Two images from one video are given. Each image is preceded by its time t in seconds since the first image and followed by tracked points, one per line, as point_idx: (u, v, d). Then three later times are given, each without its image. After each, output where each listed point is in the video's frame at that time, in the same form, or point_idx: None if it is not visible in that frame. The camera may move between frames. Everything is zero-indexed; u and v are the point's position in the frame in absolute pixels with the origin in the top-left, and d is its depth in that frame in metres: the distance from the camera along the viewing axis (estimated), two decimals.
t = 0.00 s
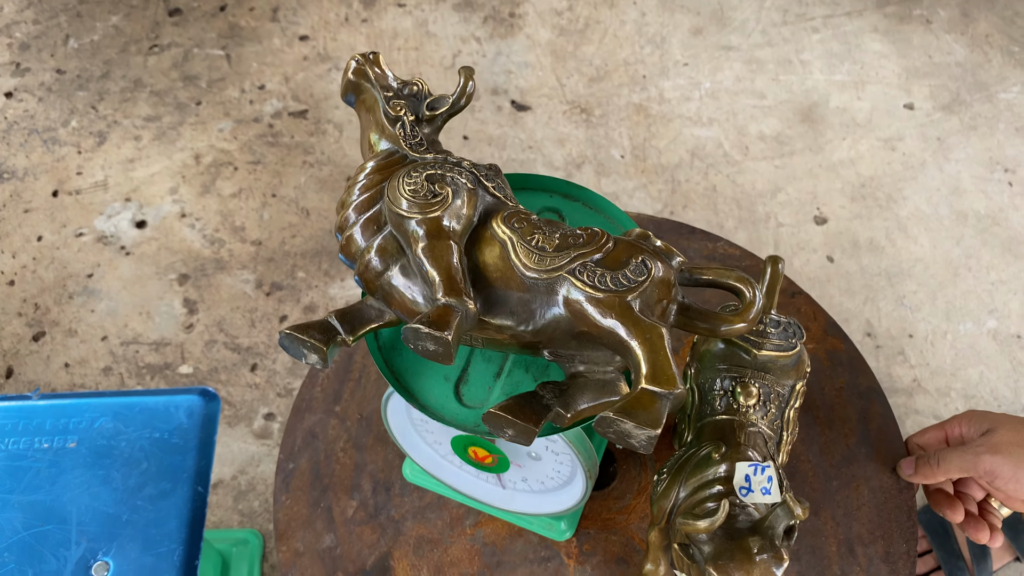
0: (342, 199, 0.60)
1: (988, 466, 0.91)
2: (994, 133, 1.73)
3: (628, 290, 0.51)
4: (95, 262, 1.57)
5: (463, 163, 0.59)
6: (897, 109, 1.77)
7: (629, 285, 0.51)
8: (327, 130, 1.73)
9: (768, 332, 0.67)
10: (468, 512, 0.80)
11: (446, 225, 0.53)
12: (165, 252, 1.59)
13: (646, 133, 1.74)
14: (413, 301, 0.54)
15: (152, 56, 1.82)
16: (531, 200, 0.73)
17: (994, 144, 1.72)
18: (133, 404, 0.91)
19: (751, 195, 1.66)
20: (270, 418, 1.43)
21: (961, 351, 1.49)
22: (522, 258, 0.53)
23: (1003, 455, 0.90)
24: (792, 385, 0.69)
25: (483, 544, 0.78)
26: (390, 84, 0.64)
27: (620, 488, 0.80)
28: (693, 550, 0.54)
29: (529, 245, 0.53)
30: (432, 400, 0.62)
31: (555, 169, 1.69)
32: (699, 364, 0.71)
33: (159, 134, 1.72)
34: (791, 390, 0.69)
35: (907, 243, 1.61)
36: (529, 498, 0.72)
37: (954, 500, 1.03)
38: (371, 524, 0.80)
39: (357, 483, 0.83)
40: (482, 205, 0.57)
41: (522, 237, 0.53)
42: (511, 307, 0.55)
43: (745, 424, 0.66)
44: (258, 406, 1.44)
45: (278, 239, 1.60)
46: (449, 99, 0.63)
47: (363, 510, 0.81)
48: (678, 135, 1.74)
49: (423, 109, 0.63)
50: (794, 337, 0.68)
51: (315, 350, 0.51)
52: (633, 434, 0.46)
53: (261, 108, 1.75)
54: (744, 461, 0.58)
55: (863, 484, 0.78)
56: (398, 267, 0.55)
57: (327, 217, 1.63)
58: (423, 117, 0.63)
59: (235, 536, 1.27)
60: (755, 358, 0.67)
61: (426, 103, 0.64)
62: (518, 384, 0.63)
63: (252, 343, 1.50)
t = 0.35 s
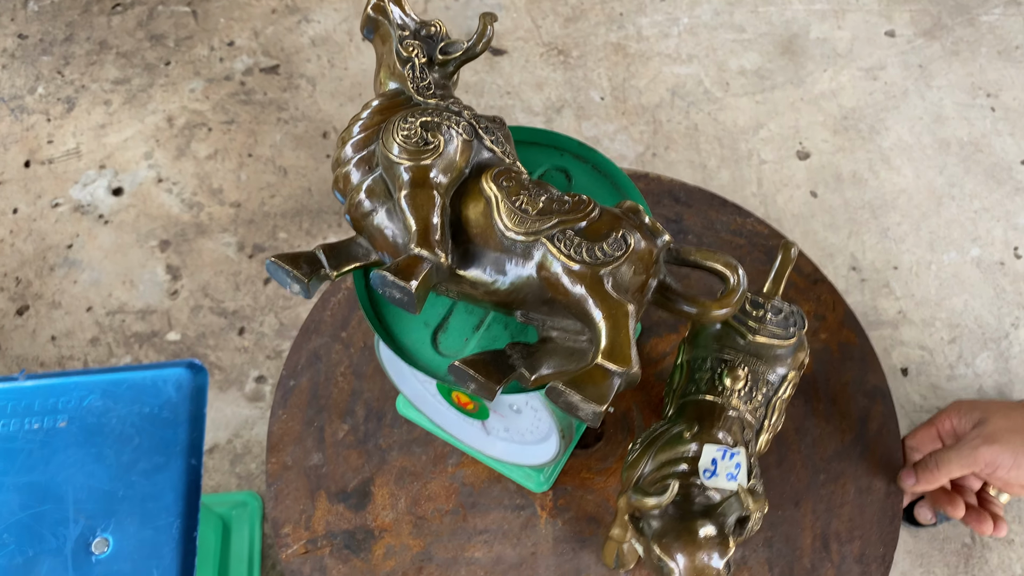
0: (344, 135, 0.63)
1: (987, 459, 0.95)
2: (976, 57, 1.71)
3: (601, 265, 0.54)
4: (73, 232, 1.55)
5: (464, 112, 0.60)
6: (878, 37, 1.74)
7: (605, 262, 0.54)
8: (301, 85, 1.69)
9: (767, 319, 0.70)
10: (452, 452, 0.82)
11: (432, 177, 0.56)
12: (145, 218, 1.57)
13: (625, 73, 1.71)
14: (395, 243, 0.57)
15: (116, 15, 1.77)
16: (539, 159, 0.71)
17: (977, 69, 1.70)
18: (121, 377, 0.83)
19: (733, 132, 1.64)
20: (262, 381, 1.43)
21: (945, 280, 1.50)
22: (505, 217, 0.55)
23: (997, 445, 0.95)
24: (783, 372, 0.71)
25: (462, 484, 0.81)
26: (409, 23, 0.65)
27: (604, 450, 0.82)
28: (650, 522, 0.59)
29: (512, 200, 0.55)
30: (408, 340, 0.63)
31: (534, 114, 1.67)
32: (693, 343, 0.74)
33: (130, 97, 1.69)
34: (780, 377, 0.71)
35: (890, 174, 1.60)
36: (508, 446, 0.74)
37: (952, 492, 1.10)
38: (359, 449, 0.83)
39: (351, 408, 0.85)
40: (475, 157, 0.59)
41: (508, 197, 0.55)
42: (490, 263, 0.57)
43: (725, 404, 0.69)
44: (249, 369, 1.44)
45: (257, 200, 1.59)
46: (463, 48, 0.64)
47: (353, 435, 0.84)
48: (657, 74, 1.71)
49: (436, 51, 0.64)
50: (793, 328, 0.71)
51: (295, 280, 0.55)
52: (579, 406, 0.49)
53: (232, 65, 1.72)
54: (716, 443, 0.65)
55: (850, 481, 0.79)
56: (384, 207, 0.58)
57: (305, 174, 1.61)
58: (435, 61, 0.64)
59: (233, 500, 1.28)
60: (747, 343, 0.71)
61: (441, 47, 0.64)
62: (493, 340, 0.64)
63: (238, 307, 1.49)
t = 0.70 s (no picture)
0: (360, 79, 0.64)
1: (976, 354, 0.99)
2: (960, 4, 1.70)
3: (580, 243, 0.56)
4: (57, 208, 1.55)
5: (476, 69, 0.61)
6: None
7: (586, 243, 0.56)
8: (280, 51, 1.67)
9: (761, 316, 0.71)
10: (443, 401, 0.83)
11: (433, 133, 0.58)
12: (129, 191, 1.56)
13: (609, 30, 1.68)
14: (390, 190, 0.59)
15: None
16: (558, 123, 0.75)
17: (961, 16, 1.69)
18: (113, 357, 0.89)
19: (717, 87, 1.63)
20: (254, 351, 1.44)
21: (930, 232, 1.51)
22: (498, 179, 0.57)
23: (988, 343, 0.98)
24: (772, 368, 0.71)
25: (447, 432, 0.82)
26: None
27: (591, 420, 0.83)
28: (608, 497, 0.64)
29: (507, 162, 0.57)
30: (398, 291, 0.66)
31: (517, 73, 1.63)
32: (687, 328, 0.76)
33: (107, 67, 1.66)
34: (768, 369, 0.71)
35: (875, 125, 1.60)
36: (493, 402, 0.76)
37: (936, 398, 1.16)
38: (356, 384, 0.85)
39: (356, 343, 0.87)
40: (479, 117, 0.60)
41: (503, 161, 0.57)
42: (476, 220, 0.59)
43: (704, 389, 0.70)
44: (240, 340, 1.45)
45: (241, 170, 1.57)
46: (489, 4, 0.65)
47: (352, 368, 0.86)
48: (641, 29, 1.67)
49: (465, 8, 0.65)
50: (788, 327, 0.71)
51: (290, 214, 0.58)
52: (535, 373, 0.53)
53: (210, 32, 1.69)
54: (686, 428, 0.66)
55: (828, 487, 0.80)
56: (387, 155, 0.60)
57: (288, 142, 1.60)
58: (461, 15, 0.65)
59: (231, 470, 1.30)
60: (738, 335, 0.71)
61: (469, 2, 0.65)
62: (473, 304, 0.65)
63: (227, 279, 1.49)
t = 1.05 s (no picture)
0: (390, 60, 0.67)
1: (894, 248, 1.02)
2: None
3: (568, 243, 0.59)
4: (51, 200, 1.55)
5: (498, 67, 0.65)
6: None
7: (574, 244, 0.59)
8: (271, 41, 1.68)
9: (752, 340, 0.72)
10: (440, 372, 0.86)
11: (445, 123, 0.62)
12: (121, 183, 1.57)
13: (598, 18, 1.69)
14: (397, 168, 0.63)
15: None
16: (580, 127, 0.80)
17: (946, 4, 1.71)
18: (112, 352, 0.90)
19: (705, 76, 1.64)
20: (249, 341, 1.46)
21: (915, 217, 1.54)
22: (500, 174, 0.60)
23: (909, 237, 1.01)
24: (755, 391, 0.72)
25: (438, 404, 0.84)
26: None
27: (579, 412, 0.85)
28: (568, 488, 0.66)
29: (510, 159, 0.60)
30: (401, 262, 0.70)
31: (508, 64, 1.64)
32: (679, 340, 0.76)
33: (98, 59, 1.66)
34: (751, 390, 0.72)
35: (861, 113, 1.62)
36: (487, 383, 0.77)
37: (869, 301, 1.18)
38: (359, 346, 0.87)
39: (364, 306, 0.89)
40: (496, 113, 0.63)
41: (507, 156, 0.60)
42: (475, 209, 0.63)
43: (682, 400, 0.70)
44: (236, 330, 1.47)
45: (233, 160, 1.58)
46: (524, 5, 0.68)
47: (357, 331, 0.88)
48: (630, 18, 1.69)
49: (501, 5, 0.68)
50: (776, 354, 0.72)
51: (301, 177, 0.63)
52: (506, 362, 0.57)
53: (200, 23, 1.69)
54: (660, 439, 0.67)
55: (798, 514, 0.81)
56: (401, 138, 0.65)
57: (280, 133, 1.60)
58: (495, 11, 0.68)
59: (228, 460, 1.30)
60: (727, 356, 0.72)
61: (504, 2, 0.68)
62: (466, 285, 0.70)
63: (222, 269, 1.51)
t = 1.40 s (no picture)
0: (418, 61, 0.69)
1: (897, 294, 1.01)
2: None
3: (552, 255, 0.58)
4: (48, 207, 1.56)
5: (518, 80, 0.65)
6: None
7: (560, 257, 0.58)
8: (265, 47, 1.69)
9: (740, 373, 0.70)
10: (437, 362, 0.88)
11: (457, 125, 0.62)
12: (118, 189, 1.58)
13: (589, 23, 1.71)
14: (410, 164, 0.65)
15: None
16: (593, 145, 0.79)
17: (933, 7, 1.73)
18: (113, 359, 0.92)
19: (695, 79, 1.66)
20: (246, 345, 1.47)
21: (903, 219, 1.56)
22: (504, 183, 0.60)
23: (910, 285, 1.00)
24: (735, 423, 0.70)
25: (433, 393, 0.87)
26: None
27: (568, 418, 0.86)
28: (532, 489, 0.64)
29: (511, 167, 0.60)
30: (404, 254, 0.73)
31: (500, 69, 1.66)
32: (670, 364, 0.75)
33: (93, 66, 1.68)
34: (731, 420, 0.70)
35: (850, 116, 1.64)
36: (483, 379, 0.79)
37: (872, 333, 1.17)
38: (366, 325, 0.90)
39: (377, 289, 0.92)
40: (510, 123, 0.64)
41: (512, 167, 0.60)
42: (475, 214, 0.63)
43: (661, 421, 0.70)
44: (233, 335, 1.48)
45: (229, 166, 1.60)
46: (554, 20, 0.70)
47: (367, 312, 0.91)
48: (620, 23, 1.71)
49: (531, 18, 0.70)
50: (761, 390, 0.70)
51: (321, 156, 0.66)
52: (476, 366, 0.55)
53: (195, 30, 1.71)
54: (629, 455, 0.67)
55: (767, 550, 0.80)
56: (416, 134, 0.65)
57: (275, 138, 1.62)
58: (525, 24, 0.70)
59: (227, 462, 1.33)
60: (712, 384, 0.70)
61: (535, 12, 0.70)
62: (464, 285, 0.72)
63: (218, 275, 1.52)
